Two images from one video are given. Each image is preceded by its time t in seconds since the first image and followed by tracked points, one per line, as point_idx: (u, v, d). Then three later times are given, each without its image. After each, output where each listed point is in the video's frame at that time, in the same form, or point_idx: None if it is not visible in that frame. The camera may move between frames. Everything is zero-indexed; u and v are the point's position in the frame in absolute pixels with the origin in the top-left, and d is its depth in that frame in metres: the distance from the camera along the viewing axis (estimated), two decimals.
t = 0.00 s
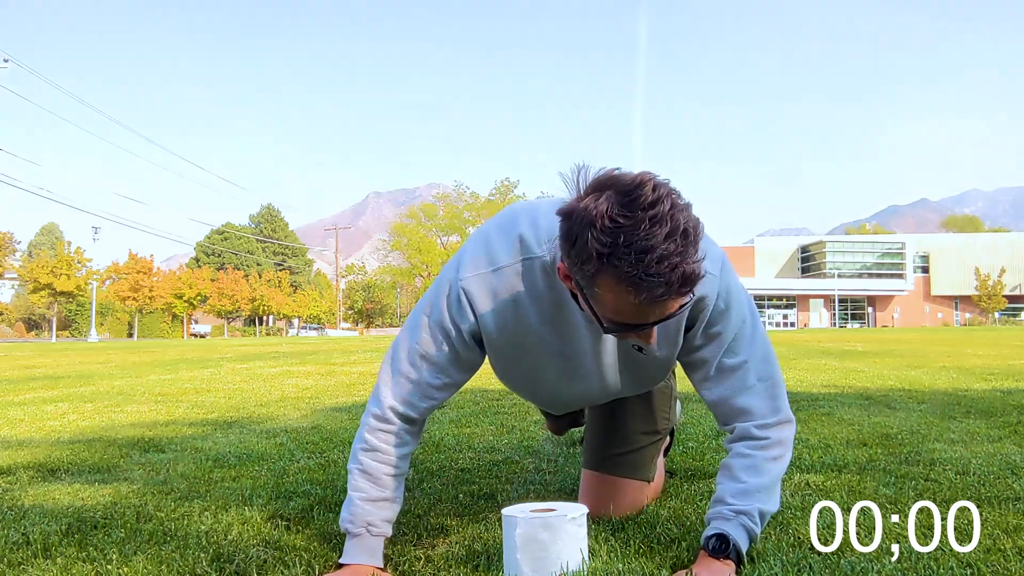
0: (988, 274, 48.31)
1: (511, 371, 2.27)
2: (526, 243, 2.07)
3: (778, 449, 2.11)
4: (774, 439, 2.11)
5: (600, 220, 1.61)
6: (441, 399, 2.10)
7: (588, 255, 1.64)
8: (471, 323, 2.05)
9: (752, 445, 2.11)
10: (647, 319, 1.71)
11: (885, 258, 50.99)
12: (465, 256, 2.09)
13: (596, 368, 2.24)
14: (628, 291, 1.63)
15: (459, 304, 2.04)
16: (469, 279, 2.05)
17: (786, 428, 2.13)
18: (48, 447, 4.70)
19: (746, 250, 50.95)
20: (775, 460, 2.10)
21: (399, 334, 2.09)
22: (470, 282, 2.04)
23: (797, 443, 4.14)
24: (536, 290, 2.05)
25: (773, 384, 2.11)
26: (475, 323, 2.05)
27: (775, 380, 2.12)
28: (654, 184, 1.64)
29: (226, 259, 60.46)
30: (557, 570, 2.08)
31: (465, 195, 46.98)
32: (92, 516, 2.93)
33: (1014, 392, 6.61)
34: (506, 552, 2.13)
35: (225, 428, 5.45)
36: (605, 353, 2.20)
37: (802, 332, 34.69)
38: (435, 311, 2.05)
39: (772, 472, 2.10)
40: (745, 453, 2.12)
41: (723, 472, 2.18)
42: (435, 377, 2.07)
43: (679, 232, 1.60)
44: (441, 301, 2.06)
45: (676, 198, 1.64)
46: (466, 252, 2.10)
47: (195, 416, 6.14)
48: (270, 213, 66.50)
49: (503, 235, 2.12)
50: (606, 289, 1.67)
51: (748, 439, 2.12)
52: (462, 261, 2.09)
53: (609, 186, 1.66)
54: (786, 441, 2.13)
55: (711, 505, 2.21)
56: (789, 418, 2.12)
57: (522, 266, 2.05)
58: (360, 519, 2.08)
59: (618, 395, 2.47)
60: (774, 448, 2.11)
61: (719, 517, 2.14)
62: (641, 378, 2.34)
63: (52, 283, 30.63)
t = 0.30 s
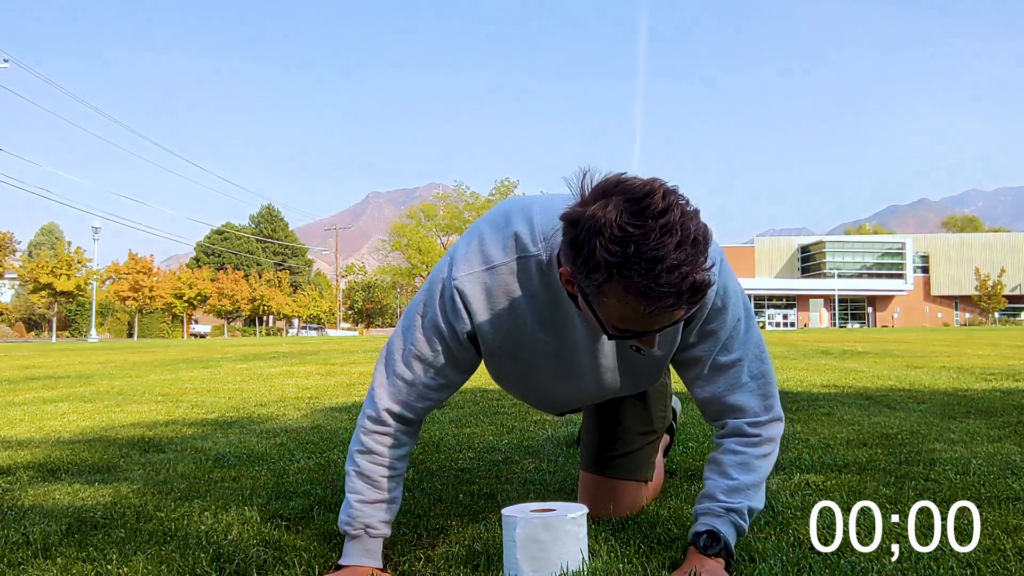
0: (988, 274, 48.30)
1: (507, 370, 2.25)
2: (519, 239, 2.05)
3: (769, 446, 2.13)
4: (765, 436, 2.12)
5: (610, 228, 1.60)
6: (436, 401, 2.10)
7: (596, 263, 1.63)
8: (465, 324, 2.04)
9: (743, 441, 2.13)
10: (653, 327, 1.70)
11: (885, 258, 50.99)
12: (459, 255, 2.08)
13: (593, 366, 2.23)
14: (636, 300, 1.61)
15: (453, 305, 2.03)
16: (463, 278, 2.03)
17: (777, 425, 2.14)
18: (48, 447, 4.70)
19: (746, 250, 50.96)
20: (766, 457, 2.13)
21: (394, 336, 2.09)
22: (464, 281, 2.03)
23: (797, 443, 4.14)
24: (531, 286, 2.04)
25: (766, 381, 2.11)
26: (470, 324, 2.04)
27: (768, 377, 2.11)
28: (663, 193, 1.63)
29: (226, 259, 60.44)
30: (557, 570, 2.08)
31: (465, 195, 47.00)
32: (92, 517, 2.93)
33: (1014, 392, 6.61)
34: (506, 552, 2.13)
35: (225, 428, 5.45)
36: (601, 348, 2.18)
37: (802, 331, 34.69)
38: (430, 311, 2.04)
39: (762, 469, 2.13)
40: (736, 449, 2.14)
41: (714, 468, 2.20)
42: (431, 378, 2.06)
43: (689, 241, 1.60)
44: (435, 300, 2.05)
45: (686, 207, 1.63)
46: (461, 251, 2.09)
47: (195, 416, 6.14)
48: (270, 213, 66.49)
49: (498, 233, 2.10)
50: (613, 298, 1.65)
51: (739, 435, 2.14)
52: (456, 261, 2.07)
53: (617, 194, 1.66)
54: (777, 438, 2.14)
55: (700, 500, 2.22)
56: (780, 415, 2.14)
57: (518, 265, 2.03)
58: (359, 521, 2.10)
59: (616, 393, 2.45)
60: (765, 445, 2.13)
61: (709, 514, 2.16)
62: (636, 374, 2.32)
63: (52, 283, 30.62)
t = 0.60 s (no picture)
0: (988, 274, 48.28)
1: (494, 353, 2.23)
2: (501, 219, 2.03)
3: (760, 437, 2.14)
4: (756, 428, 2.13)
5: (553, 174, 1.63)
6: (438, 388, 2.11)
7: (533, 206, 1.65)
8: (454, 308, 2.03)
9: (735, 435, 2.14)
10: (583, 287, 1.69)
11: (885, 258, 50.97)
12: (443, 237, 2.06)
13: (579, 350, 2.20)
14: (561, 250, 1.62)
15: (441, 290, 2.02)
16: (445, 259, 2.02)
17: (766, 413, 2.15)
18: (48, 447, 4.70)
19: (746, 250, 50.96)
20: (757, 450, 2.14)
21: (390, 326, 2.11)
22: (446, 262, 2.01)
23: (797, 443, 4.14)
24: (513, 266, 2.01)
25: (754, 368, 2.11)
26: (458, 307, 2.03)
27: (756, 363, 2.12)
28: (615, 153, 1.65)
29: (226, 258, 60.41)
30: (557, 570, 2.08)
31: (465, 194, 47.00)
32: (92, 517, 2.93)
33: (1014, 392, 6.61)
34: (506, 552, 2.12)
35: (225, 428, 5.45)
36: (586, 332, 2.14)
37: (802, 331, 34.65)
38: (419, 298, 2.04)
39: (754, 462, 2.15)
40: (728, 442, 2.15)
41: (706, 465, 2.20)
42: (426, 367, 2.07)
43: (626, 203, 1.59)
44: (422, 285, 2.04)
45: (634, 173, 1.63)
46: (443, 233, 2.08)
47: (195, 416, 6.14)
48: (270, 213, 66.48)
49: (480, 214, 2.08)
50: (545, 246, 1.67)
51: (729, 427, 2.14)
52: (439, 244, 2.06)
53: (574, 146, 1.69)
54: (766, 429, 2.15)
55: (692, 498, 2.24)
56: (768, 403, 2.14)
57: (499, 246, 2.01)
58: (360, 521, 2.13)
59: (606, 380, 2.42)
60: (755, 436, 2.14)
61: (705, 514, 2.18)
62: (626, 360, 2.29)
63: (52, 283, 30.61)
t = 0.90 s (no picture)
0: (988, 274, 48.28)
1: (500, 340, 2.26)
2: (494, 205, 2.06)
3: (744, 422, 2.11)
4: (738, 413, 2.10)
5: (513, 116, 1.66)
6: (448, 380, 2.13)
7: (494, 147, 1.69)
8: (459, 296, 2.08)
9: (719, 422, 2.11)
10: (536, 231, 1.68)
11: (885, 258, 50.98)
12: (443, 228, 2.11)
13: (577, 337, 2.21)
14: (511, 188, 1.63)
15: (445, 279, 2.07)
16: (447, 250, 2.07)
17: (746, 396, 2.12)
18: (48, 447, 4.70)
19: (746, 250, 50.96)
20: (743, 437, 2.11)
21: (399, 323, 2.16)
22: (448, 252, 2.06)
23: (797, 443, 4.14)
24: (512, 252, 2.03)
25: (736, 346, 2.09)
26: (462, 295, 2.08)
27: (738, 342, 2.09)
28: (575, 99, 1.66)
29: (226, 258, 60.39)
30: (557, 570, 2.08)
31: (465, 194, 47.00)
32: (92, 517, 2.93)
33: (1014, 392, 6.62)
34: (506, 553, 2.12)
35: (225, 428, 5.45)
36: (581, 314, 2.13)
37: (802, 331, 34.64)
38: (424, 291, 2.09)
39: (741, 449, 2.11)
40: (713, 431, 2.11)
41: (695, 459, 2.16)
42: (434, 360, 2.11)
43: (576, 143, 1.59)
44: (428, 279, 2.10)
45: (591, 117, 1.63)
46: (444, 226, 2.13)
47: (195, 416, 6.14)
48: (270, 213, 66.48)
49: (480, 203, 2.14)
50: (501, 187, 1.68)
51: (712, 411, 2.11)
52: (440, 234, 2.11)
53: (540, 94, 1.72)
54: (748, 412, 2.13)
55: (686, 494, 2.21)
56: (749, 386, 2.11)
57: (494, 230, 2.04)
58: (364, 520, 2.10)
59: (609, 369, 2.42)
60: (738, 420, 2.11)
61: (702, 510, 2.16)
62: (623, 343, 2.28)
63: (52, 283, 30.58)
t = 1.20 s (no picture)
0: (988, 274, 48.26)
1: (500, 343, 2.25)
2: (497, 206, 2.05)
3: (746, 423, 2.14)
4: (741, 415, 2.12)
5: (524, 112, 1.66)
6: (447, 384, 2.13)
7: (503, 144, 1.68)
8: (460, 299, 2.07)
9: (722, 425, 2.12)
10: (542, 230, 1.67)
11: (885, 258, 50.97)
12: (444, 229, 2.09)
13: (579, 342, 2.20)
14: (520, 184, 1.62)
15: (445, 282, 2.06)
16: (447, 252, 2.05)
17: (750, 397, 2.14)
18: (48, 447, 4.70)
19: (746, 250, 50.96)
20: (744, 437, 2.14)
21: (398, 326, 2.16)
22: (448, 254, 2.04)
23: (797, 443, 4.14)
24: (514, 256, 2.02)
25: (741, 350, 2.10)
26: (463, 298, 2.07)
27: (744, 346, 2.11)
28: (586, 98, 1.66)
29: (226, 258, 60.38)
30: (557, 570, 2.08)
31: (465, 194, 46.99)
32: (92, 516, 2.93)
33: (1015, 392, 6.61)
34: (506, 553, 2.12)
35: (225, 428, 5.45)
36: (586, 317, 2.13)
37: (802, 331, 34.62)
38: (424, 294, 2.08)
39: (743, 448, 2.14)
40: (716, 432, 2.13)
41: (699, 461, 2.17)
42: (433, 364, 2.11)
43: (586, 141, 1.59)
44: (427, 282, 2.09)
45: (602, 115, 1.63)
46: (444, 227, 2.11)
47: (195, 416, 6.14)
48: (270, 213, 66.49)
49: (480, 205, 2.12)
50: (508, 183, 1.67)
51: (716, 415, 2.12)
52: (439, 237, 2.09)
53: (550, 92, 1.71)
54: (750, 413, 2.15)
55: (690, 495, 2.22)
56: (752, 388, 2.14)
57: (498, 233, 2.02)
58: (367, 522, 2.12)
59: (612, 372, 2.41)
60: (741, 422, 2.13)
61: (709, 510, 2.18)
62: (627, 346, 2.28)
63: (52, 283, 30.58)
